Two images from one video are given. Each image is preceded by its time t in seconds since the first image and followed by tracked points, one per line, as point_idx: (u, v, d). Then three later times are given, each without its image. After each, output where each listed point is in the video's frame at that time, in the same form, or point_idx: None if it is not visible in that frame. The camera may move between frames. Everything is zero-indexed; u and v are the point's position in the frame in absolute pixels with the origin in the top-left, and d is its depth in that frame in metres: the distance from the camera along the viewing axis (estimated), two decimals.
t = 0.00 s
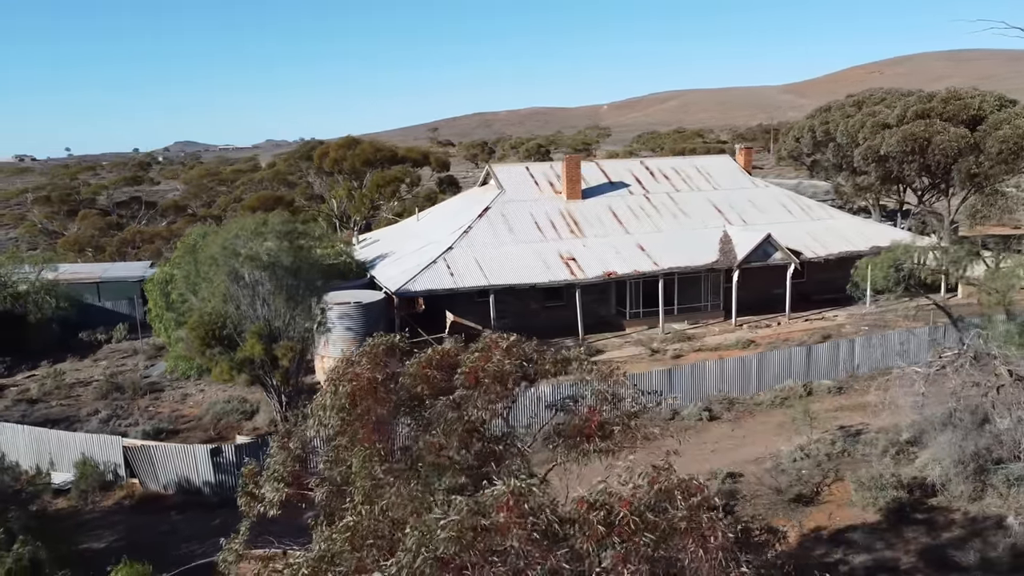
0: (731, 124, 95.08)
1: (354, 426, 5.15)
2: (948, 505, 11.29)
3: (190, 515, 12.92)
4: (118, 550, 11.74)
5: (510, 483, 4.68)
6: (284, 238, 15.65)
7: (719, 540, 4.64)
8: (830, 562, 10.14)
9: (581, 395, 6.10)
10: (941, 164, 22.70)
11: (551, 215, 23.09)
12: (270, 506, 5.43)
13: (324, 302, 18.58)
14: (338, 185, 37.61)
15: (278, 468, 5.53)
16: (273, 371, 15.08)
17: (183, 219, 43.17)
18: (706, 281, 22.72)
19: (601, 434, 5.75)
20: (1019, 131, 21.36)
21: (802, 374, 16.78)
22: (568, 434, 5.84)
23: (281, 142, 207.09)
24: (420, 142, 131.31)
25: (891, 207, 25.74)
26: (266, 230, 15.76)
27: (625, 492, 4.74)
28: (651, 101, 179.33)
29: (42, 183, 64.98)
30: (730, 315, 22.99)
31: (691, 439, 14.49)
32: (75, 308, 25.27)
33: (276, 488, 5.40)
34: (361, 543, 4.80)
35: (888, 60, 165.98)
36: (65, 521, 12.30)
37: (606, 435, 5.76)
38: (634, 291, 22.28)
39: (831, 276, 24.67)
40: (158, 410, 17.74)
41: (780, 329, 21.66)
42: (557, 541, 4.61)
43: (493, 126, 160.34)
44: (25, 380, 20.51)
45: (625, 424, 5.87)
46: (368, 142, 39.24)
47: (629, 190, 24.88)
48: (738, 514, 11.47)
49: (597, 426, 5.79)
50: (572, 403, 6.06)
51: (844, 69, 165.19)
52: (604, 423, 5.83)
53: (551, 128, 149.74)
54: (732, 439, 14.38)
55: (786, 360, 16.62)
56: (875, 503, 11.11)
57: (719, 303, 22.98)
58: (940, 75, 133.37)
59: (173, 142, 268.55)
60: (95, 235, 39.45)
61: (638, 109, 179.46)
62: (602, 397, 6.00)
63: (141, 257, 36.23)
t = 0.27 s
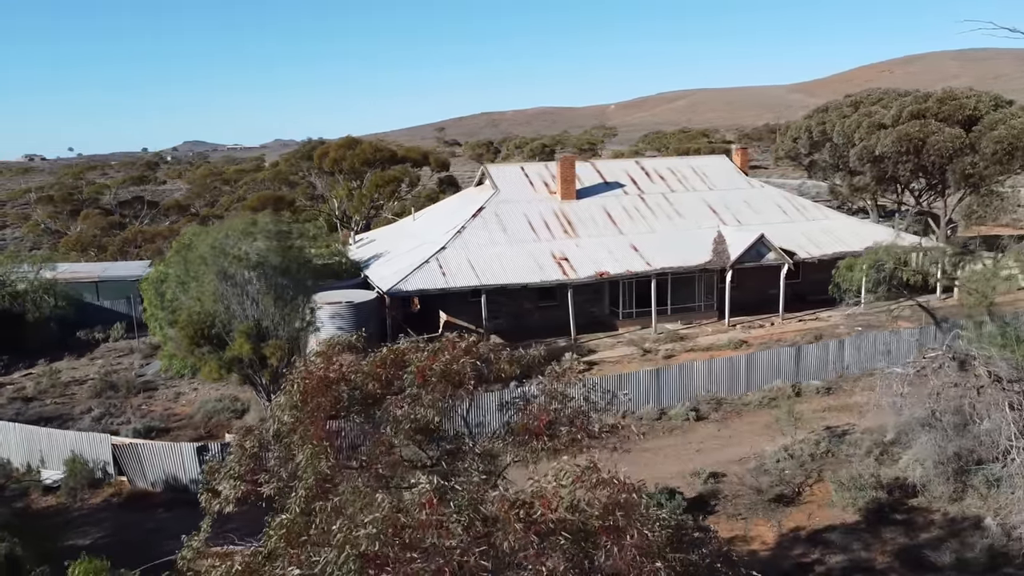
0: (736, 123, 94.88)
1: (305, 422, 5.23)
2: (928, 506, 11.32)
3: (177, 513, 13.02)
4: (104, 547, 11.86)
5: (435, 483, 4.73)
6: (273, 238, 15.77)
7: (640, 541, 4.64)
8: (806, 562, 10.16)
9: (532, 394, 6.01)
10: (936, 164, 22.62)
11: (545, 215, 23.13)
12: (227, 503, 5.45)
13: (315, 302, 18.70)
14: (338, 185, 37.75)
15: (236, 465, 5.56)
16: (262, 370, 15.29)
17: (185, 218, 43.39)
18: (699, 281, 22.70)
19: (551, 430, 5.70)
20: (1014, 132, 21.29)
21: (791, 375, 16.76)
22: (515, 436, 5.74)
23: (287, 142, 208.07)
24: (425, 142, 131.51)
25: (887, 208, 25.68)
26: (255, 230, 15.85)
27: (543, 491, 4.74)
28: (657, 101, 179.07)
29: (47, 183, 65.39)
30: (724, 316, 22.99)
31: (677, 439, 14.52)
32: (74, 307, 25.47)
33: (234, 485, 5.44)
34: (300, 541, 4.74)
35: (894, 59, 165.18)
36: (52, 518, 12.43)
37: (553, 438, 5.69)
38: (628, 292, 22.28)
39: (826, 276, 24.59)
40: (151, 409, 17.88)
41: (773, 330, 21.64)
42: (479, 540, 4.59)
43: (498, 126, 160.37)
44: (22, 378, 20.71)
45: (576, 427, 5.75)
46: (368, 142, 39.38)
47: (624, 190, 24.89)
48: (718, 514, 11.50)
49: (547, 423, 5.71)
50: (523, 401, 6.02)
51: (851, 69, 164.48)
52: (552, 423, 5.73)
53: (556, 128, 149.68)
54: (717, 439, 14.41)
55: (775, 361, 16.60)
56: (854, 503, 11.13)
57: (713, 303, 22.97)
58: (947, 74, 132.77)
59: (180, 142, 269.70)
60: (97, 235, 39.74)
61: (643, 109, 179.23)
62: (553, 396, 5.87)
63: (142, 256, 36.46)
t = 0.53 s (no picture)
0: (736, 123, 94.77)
1: (252, 420, 5.26)
2: (903, 506, 11.41)
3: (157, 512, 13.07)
4: (83, 546, 11.93)
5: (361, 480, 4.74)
6: (258, 239, 15.71)
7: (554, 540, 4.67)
8: (779, 561, 10.20)
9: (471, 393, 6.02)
10: (925, 164, 22.61)
11: (535, 215, 23.16)
12: (177, 503, 5.45)
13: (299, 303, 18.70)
14: (333, 185, 37.82)
15: (187, 466, 5.52)
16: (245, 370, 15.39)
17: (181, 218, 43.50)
18: (688, 281, 22.73)
19: (494, 430, 5.65)
20: (1003, 132, 21.27)
21: (775, 375, 16.76)
22: (459, 437, 5.68)
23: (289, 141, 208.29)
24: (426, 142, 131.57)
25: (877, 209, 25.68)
26: (240, 231, 15.80)
27: (461, 489, 4.64)
28: (658, 100, 179.00)
29: (48, 183, 65.57)
30: (713, 316, 23.02)
31: (659, 439, 14.56)
32: (66, 306, 25.59)
33: (186, 485, 5.42)
34: (229, 536, 4.75)
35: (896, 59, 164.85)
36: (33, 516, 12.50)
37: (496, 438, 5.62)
38: (617, 291, 22.27)
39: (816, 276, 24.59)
40: (138, 408, 17.97)
41: (761, 330, 21.66)
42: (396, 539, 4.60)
43: (499, 125, 160.37)
44: (12, 377, 20.82)
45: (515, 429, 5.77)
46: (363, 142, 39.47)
47: (615, 190, 24.87)
48: (695, 513, 11.55)
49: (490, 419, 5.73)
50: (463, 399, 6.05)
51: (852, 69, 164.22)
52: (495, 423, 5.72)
53: (557, 128, 149.63)
54: (699, 438, 14.44)
55: (759, 362, 16.61)
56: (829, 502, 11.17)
57: (702, 304, 22.99)
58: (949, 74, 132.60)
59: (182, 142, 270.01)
60: (94, 235, 39.87)
61: (645, 109, 179.17)
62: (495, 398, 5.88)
63: (137, 256, 36.56)
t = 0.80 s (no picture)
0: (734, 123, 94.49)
1: (193, 420, 5.27)
2: (875, 506, 11.48)
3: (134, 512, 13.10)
4: (59, 545, 11.96)
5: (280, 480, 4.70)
6: (238, 239, 15.82)
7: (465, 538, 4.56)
8: (747, 560, 10.24)
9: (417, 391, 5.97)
10: (910, 165, 22.66)
11: (521, 215, 23.18)
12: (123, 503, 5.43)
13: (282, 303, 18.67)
14: (325, 185, 37.88)
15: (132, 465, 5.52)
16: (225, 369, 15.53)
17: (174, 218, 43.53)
18: (675, 281, 22.76)
19: (437, 427, 5.57)
20: (988, 133, 21.30)
21: (756, 375, 16.83)
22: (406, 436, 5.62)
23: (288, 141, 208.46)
24: (424, 141, 131.53)
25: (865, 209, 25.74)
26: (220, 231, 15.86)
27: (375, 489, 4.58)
28: (657, 100, 179.02)
29: (44, 182, 65.56)
30: (699, 316, 23.06)
31: (638, 439, 14.59)
32: (55, 306, 25.62)
33: (133, 486, 5.34)
34: (157, 537, 4.82)
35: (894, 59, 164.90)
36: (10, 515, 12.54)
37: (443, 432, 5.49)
38: (603, 291, 22.31)
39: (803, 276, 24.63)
40: (122, 408, 18.00)
41: (746, 330, 21.69)
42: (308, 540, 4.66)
43: (497, 125, 160.40)
44: None
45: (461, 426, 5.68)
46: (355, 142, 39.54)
47: (602, 190, 24.86)
48: (667, 512, 11.59)
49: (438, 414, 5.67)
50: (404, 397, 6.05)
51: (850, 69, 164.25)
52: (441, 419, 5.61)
53: (555, 128, 149.65)
54: (676, 438, 14.48)
55: (740, 362, 16.65)
56: (800, 502, 11.21)
57: (689, 304, 23.03)
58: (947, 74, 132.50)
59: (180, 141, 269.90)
60: (86, 235, 39.90)
61: (644, 109, 179.23)
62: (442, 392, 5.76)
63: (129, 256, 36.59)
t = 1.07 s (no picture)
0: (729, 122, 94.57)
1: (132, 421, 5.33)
2: (846, 506, 11.52)
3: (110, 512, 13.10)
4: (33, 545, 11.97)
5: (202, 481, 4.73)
6: (217, 240, 15.84)
7: (380, 536, 4.55)
8: (715, 560, 10.27)
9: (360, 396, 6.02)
10: (895, 166, 22.71)
11: (507, 215, 23.21)
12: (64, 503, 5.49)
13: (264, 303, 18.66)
14: (316, 185, 37.89)
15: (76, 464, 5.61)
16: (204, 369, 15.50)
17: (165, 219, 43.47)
18: (660, 281, 22.80)
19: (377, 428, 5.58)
20: (971, 133, 21.35)
21: (736, 375, 16.89)
22: (347, 439, 5.64)
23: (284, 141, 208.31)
24: (421, 141, 131.53)
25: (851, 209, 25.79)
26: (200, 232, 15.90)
27: (284, 488, 4.54)
28: (654, 100, 179.04)
29: (39, 183, 65.66)
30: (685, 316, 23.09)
31: (615, 439, 14.61)
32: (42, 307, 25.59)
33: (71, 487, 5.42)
34: (81, 537, 4.85)
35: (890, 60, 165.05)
36: None
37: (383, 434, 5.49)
38: (588, 292, 22.35)
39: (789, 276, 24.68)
40: (104, 408, 18.00)
41: (731, 330, 21.73)
42: (227, 539, 4.69)
43: (494, 125, 160.38)
44: None
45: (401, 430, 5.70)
46: (346, 142, 39.55)
47: (589, 190, 24.89)
48: (639, 512, 11.62)
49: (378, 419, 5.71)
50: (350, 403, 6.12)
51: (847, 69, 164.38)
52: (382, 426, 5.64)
53: (552, 128, 149.66)
54: (653, 438, 14.51)
55: (720, 362, 16.69)
56: (771, 502, 11.24)
57: (674, 304, 23.07)
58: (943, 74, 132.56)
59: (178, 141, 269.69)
60: (78, 236, 39.84)
61: (641, 108, 179.20)
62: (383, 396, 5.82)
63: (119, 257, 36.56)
